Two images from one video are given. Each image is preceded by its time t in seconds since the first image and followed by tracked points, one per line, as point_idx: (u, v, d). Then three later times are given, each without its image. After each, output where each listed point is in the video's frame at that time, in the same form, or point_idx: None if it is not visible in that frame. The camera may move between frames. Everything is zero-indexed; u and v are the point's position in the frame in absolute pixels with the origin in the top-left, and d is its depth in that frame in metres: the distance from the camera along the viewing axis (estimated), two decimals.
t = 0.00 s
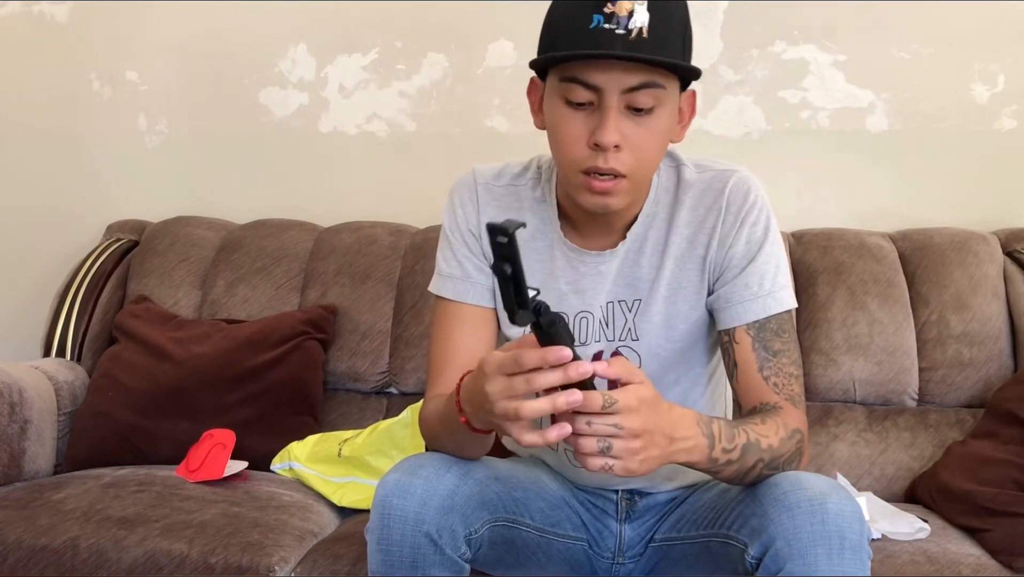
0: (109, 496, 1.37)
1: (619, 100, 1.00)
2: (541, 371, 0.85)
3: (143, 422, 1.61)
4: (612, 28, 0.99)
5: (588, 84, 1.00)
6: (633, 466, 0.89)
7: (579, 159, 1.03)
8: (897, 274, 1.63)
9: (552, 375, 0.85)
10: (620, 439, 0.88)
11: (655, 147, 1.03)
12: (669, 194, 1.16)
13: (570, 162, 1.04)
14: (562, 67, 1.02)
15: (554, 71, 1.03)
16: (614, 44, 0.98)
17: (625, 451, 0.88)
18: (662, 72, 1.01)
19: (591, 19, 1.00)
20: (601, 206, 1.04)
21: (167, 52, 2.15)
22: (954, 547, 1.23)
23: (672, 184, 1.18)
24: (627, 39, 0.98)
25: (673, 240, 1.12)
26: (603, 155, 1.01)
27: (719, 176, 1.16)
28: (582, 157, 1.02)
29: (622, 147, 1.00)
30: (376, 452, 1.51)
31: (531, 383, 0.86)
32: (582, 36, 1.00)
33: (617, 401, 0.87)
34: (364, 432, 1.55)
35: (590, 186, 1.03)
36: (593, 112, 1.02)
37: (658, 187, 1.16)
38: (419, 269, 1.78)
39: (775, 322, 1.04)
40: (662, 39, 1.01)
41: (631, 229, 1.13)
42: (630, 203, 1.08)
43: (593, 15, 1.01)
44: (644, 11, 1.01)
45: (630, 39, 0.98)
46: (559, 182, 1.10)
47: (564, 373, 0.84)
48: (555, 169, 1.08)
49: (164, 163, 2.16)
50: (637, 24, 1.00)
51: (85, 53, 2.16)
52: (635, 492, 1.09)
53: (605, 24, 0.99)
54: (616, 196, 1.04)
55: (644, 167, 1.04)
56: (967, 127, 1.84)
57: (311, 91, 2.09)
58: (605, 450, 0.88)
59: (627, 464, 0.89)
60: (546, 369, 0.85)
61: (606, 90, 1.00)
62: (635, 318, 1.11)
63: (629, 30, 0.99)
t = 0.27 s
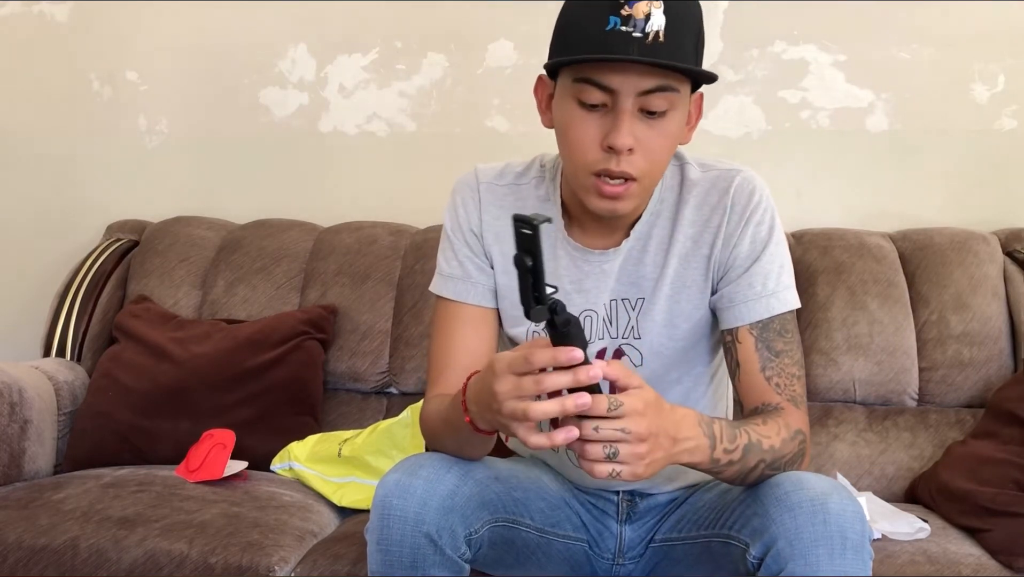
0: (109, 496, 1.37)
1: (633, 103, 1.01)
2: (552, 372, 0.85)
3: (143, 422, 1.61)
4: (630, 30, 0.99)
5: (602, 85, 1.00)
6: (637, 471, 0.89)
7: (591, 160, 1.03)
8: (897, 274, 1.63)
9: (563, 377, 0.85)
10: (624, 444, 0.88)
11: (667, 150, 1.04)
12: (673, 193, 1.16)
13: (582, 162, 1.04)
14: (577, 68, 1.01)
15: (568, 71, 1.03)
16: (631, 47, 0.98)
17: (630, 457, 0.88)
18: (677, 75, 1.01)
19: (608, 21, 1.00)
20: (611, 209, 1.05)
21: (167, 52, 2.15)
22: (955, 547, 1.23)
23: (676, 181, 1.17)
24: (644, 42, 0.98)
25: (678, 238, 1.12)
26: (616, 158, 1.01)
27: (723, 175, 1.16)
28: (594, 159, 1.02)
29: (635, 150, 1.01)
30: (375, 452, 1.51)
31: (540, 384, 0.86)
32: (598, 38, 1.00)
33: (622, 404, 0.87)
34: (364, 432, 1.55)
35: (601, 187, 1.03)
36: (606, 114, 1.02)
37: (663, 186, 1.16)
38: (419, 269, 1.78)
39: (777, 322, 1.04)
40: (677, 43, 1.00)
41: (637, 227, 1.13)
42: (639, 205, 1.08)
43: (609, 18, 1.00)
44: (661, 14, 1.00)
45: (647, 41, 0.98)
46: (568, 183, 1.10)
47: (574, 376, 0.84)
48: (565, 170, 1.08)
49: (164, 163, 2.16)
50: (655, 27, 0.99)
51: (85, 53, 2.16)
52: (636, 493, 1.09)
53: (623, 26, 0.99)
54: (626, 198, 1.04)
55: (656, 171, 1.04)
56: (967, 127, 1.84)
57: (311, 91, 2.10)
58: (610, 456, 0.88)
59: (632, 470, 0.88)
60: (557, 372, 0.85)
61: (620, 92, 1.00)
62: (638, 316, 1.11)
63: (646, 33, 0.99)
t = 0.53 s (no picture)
0: (109, 496, 1.37)
1: (635, 98, 1.01)
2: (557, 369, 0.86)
3: (143, 422, 1.61)
4: (631, 27, 0.99)
5: (604, 81, 1.01)
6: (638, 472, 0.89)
7: (593, 156, 1.02)
8: (897, 274, 1.63)
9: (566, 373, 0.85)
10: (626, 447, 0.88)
11: (668, 146, 1.03)
12: (675, 193, 1.16)
13: (584, 159, 1.03)
14: (579, 63, 1.02)
15: (569, 68, 1.03)
16: (631, 43, 0.98)
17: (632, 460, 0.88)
18: (678, 71, 1.01)
19: (609, 17, 1.00)
20: (613, 204, 1.04)
21: (167, 52, 2.15)
22: (954, 547, 1.23)
23: (678, 181, 1.17)
24: (645, 38, 0.98)
25: (679, 238, 1.12)
26: (618, 153, 1.01)
27: (725, 175, 1.16)
28: (596, 154, 1.02)
29: (637, 145, 1.00)
30: (375, 452, 1.51)
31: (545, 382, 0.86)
32: (600, 34, 1.00)
33: (622, 405, 0.87)
34: (364, 432, 1.55)
35: (603, 183, 1.03)
36: (608, 110, 1.02)
37: (664, 185, 1.16)
38: (419, 269, 1.78)
39: (779, 322, 1.04)
40: (678, 39, 1.01)
41: (639, 226, 1.13)
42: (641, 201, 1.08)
43: (611, 14, 1.00)
44: (662, 11, 1.00)
45: (649, 37, 0.98)
46: (569, 180, 1.10)
47: (579, 371, 0.85)
48: (566, 167, 1.08)
49: (164, 163, 2.16)
50: (656, 23, 0.99)
51: (85, 53, 2.16)
52: (636, 493, 1.09)
53: (624, 22, 0.99)
54: (628, 194, 1.03)
55: (658, 166, 1.04)
56: (967, 127, 1.84)
57: (311, 91, 2.09)
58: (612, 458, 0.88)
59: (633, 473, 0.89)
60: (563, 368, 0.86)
61: (622, 88, 1.00)
62: (640, 316, 1.11)
63: (648, 29, 0.99)
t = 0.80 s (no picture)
0: (109, 496, 1.37)
1: (625, 86, 1.02)
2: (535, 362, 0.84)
3: (143, 422, 1.61)
4: (623, 16, 1.00)
5: (594, 69, 1.02)
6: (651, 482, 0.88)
7: (585, 144, 1.03)
8: (897, 274, 1.63)
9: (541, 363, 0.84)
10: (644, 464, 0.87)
11: (661, 135, 1.04)
12: (674, 190, 1.16)
13: (577, 147, 1.04)
14: (570, 53, 1.03)
15: (562, 58, 1.05)
16: (623, 30, 0.99)
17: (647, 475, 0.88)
18: (669, 60, 1.02)
19: (601, 7, 1.01)
20: (606, 192, 1.04)
21: (167, 52, 2.15)
22: (955, 547, 1.23)
23: (676, 180, 1.18)
24: (636, 26, 0.99)
25: (678, 237, 1.12)
26: (609, 139, 1.01)
27: (723, 173, 1.16)
28: (588, 142, 1.02)
29: (628, 132, 1.01)
30: (375, 452, 1.51)
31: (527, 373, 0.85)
32: (592, 23, 1.01)
33: (638, 421, 0.86)
34: (364, 432, 1.55)
35: (596, 171, 1.03)
36: (600, 97, 1.03)
37: (662, 183, 1.16)
38: (419, 269, 1.78)
39: (778, 321, 1.05)
40: (670, 25, 1.02)
41: (637, 225, 1.13)
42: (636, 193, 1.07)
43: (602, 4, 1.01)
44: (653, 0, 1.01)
45: (640, 26, 0.99)
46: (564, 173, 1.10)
47: (555, 362, 0.83)
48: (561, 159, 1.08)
49: (164, 163, 2.16)
50: (647, 12, 1.00)
51: (85, 53, 2.16)
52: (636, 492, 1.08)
53: (616, 12, 1.00)
54: (621, 182, 1.03)
55: (651, 155, 1.04)
56: (967, 127, 1.84)
57: (311, 91, 2.09)
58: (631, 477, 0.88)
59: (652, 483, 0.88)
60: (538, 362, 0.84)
61: (612, 75, 1.01)
62: (639, 314, 1.11)
63: (639, 18, 1.00)
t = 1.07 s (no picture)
0: (109, 496, 1.37)
1: (605, 68, 1.05)
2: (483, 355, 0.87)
3: (143, 422, 1.61)
4: None
5: (574, 52, 1.06)
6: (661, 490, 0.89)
7: (568, 127, 1.06)
8: (897, 274, 1.63)
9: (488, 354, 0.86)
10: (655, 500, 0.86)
11: (644, 116, 1.06)
12: (667, 188, 1.17)
13: (561, 132, 1.07)
14: (551, 40, 1.08)
15: (546, 46, 1.09)
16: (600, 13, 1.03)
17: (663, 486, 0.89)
18: (647, 41, 1.06)
19: None
20: (591, 173, 1.06)
21: (167, 52, 2.15)
22: (954, 547, 1.23)
23: (670, 177, 1.18)
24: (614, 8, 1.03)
25: (671, 233, 1.12)
26: (590, 119, 1.04)
27: (717, 171, 1.16)
28: (571, 124, 1.06)
29: (609, 112, 1.04)
30: (375, 452, 1.50)
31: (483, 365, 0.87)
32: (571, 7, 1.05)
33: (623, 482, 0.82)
34: (364, 432, 1.55)
35: (580, 153, 1.06)
36: (581, 81, 1.06)
37: (654, 180, 1.17)
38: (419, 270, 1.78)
39: (773, 318, 1.03)
40: (648, 7, 1.05)
41: (629, 220, 1.14)
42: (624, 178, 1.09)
43: None
44: None
45: (616, 8, 1.03)
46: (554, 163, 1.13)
47: (498, 349, 0.86)
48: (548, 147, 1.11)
49: (163, 163, 2.16)
50: None
51: (85, 53, 2.16)
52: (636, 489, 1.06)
53: None
54: (605, 163, 1.06)
55: (634, 136, 1.06)
56: (967, 127, 1.84)
57: (311, 91, 2.09)
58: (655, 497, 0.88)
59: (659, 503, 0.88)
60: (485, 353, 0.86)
61: (591, 57, 1.05)
62: (634, 310, 1.11)
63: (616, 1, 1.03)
